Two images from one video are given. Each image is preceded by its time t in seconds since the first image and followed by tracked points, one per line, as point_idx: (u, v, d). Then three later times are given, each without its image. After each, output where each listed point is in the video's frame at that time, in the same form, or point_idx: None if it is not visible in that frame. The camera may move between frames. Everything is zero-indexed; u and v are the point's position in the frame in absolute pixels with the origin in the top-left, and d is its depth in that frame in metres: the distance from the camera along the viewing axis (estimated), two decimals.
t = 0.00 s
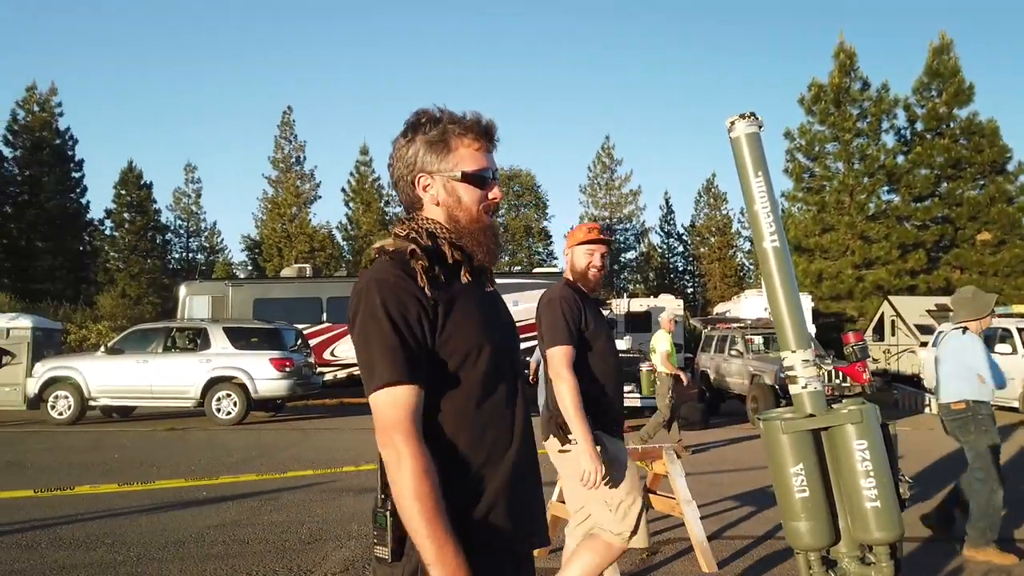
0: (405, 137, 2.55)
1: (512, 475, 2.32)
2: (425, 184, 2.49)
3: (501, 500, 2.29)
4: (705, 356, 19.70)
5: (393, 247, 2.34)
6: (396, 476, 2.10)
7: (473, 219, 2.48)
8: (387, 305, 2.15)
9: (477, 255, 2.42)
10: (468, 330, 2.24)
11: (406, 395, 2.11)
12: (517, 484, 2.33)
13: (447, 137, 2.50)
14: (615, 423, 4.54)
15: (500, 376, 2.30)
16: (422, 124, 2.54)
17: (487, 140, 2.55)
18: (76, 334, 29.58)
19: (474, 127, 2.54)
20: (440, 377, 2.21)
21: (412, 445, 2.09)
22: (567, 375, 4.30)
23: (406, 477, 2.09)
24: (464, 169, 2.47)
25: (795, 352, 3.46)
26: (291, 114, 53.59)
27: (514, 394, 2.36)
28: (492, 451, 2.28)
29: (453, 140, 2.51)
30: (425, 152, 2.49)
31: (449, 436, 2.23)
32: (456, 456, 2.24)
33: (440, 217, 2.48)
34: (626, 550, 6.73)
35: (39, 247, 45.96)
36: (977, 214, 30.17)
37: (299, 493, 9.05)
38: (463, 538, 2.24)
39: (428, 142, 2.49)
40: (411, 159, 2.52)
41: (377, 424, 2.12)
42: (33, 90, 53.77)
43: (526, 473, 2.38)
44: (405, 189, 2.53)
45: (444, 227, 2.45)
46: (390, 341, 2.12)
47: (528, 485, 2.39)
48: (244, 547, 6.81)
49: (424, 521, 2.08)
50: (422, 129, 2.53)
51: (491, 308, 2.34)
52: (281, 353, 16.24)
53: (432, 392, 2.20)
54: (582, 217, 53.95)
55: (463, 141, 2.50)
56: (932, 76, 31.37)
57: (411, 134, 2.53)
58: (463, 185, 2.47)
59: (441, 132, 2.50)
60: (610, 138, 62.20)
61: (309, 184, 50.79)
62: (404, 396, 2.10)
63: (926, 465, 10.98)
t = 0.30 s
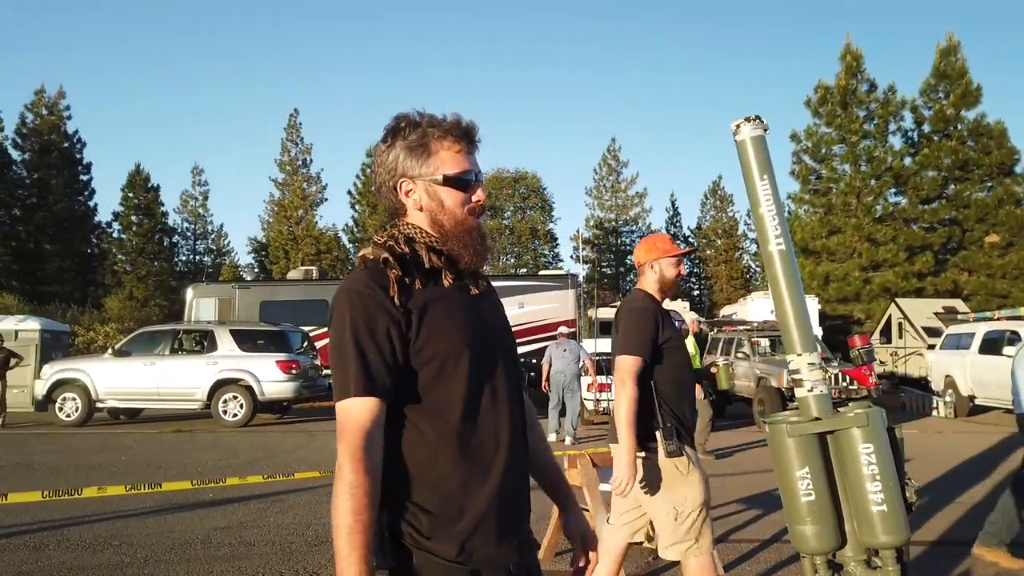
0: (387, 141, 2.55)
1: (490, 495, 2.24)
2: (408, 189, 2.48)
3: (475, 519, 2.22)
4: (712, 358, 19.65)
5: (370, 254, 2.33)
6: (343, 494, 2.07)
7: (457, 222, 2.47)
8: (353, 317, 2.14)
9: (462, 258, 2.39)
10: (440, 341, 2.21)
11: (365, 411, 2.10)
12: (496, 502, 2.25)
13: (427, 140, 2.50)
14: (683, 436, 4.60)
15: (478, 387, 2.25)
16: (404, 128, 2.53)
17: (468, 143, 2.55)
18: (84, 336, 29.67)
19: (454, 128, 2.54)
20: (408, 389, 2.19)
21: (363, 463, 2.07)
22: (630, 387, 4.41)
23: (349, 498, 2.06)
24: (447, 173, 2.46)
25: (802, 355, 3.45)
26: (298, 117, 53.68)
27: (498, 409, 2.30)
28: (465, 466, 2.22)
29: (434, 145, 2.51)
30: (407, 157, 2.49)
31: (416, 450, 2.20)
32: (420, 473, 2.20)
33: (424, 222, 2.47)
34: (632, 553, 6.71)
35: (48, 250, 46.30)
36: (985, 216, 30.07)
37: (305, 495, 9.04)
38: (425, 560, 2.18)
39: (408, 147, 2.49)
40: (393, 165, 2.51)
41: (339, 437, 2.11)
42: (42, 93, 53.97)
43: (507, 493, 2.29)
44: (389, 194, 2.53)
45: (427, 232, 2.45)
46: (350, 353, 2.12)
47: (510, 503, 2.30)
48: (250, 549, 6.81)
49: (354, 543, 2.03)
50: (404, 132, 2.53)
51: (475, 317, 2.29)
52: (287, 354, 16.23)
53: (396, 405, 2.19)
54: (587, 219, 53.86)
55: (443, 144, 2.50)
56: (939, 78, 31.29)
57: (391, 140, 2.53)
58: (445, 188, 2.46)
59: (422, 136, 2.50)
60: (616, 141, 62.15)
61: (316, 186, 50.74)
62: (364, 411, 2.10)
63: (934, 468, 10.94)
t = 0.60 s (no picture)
0: (379, 147, 2.55)
1: (482, 499, 2.21)
2: (400, 196, 2.49)
3: (468, 522, 2.19)
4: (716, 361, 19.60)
5: (363, 261, 2.34)
6: (336, 498, 2.09)
7: (449, 227, 2.46)
8: (344, 325, 2.16)
9: (457, 261, 2.38)
10: (432, 344, 2.21)
11: (358, 416, 2.12)
12: (487, 507, 2.22)
13: (418, 145, 2.50)
14: (768, 437, 4.77)
15: (469, 391, 2.23)
16: (394, 134, 2.53)
17: (459, 146, 2.55)
18: (90, 338, 29.73)
19: (444, 133, 2.54)
20: (400, 393, 2.19)
21: (354, 467, 2.09)
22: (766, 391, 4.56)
23: (342, 500, 2.07)
24: (441, 178, 2.46)
25: (808, 359, 3.40)
26: (303, 120, 53.74)
27: (494, 412, 2.27)
28: (456, 470, 2.20)
29: (426, 149, 2.51)
30: (398, 164, 2.50)
31: (407, 454, 2.19)
32: (412, 477, 2.19)
33: (418, 228, 2.47)
34: (636, 557, 6.70)
35: (54, 252, 46.50)
36: (991, 218, 30.00)
37: (311, 497, 9.05)
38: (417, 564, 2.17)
39: (399, 153, 2.50)
40: (386, 171, 2.52)
41: (333, 441, 2.13)
42: (49, 96, 54.13)
43: (500, 497, 2.25)
44: (384, 199, 2.53)
45: (420, 237, 2.44)
46: (340, 358, 2.13)
47: (506, 508, 2.27)
48: (255, 551, 6.81)
49: (353, 546, 2.05)
50: (397, 137, 2.53)
51: (466, 319, 2.28)
52: (292, 357, 16.26)
53: (387, 410, 2.19)
54: (592, 221, 53.81)
55: (434, 148, 2.50)
56: (945, 80, 31.23)
57: (382, 145, 2.53)
58: (437, 193, 2.46)
59: (414, 141, 2.50)
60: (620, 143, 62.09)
61: (322, 188, 50.63)
62: (356, 416, 2.12)
63: (940, 472, 10.89)
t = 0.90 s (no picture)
0: (381, 149, 2.55)
1: (479, 503, 2.20)
2: (402, 198, 2.49)
3: (465, 527, 2.18)
4: (720, 363, 19.55)
5: (367, 261, 2.34)
6: (338, 494, 2.08)
7: (453, 227, 2.47)
8: (347, 320, 2.16)
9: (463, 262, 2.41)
10: (433, 344, 2.21)
11: (362, 411, 2.11)
12: (483, 510, 2.21)
13: (418, 146, 2.50)
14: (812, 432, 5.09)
15: (470, 394, 2.22)
16: (395, 138, 2.53)
17: (461, 147, 2.56)
18: (93, 340, 29.77)
19: (446, 134, 2.53)
20: (403, 391, 2.18)
21: (357, 461, 2.08)
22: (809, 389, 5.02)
23: (347, 493, 2.06)
24: (441, 182, 2.46)
25: (813, 361, 3.34)
26: (306, 122, 53.77)
27: (493, 417, 2.27)
28: (457, 472, 2.19)
29: (427, 151, 2.51)
30: (400, 166, 2.50)
31: (408, 454, 2.18)
32: (413, 476, 2.18)
33: (421, 230, 2.47)
34: (640, 559, 6.69)
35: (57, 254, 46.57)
36: (995, 220, 29.97)
37: (314, 499, 9.04)
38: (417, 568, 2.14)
39: (399, 156, 2.49)
40: (387, 174, 2.52)
41: (337, 437, 2.13)
42: (53, 98, 54.20)
43: (498, 502, 2.25)
44: (387, 204, 2.53)
45: (424, 238, 2.45)
46: (343, 352, 2.13)
47: (502, 514, 2.26)
48: (256, 553, 6.80)
49: (359, 546, 2.02)
50: (399, 139, 2.53)
51: (467, 322, 2.27)
52: (295, 358, 16.27)
53: (389, 409, 2.18)
54: (595, 223, 53.78)
55: (434, 151, 2.50)
56: (949, 82, 31.21)
57: (383, 149, 2.53)
58: (438, 194, 2.47)
59: (414, 144, 2.50)
60: (622, 145, 62.16)
61: (324, 191, 50.20)
62: (361, 412, 2.11)
63: (943, 475, 10.85)
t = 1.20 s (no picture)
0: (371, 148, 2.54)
1: (490, 504, 2.19)
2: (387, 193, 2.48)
3: (478, 527, 2.16)
4: (721, 364, 19.55)
5: (363, 260, 2.34)
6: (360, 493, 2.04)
7: (420, 223, 2.41)
8: (357, 316, 2.14)
9: (431, 259, 2.33)
10: (439, 341, 2.19)
11: (376, 406, 2.07)
12: (492, 512, 2.20)
13: (404, 139, 2.49)
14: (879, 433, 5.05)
15: (477, 394, 2.21)
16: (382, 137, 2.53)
17: (446, 140, 2.53)
18: (94, 341, 29.76)
19: (425, 130, 2.53)
20: (415, 390, 2.15)
21: (377, 459, 2.04)
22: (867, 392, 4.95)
23: (372, 490, 2.02)
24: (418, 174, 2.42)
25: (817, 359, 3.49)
26: (307, 123, 53.71)
27: (500, 417, 2.26)
28: (471, 474, 2.18)
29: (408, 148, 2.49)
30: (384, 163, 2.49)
31: (420, 453, 2.16)
32: (426, 476, 2.15)
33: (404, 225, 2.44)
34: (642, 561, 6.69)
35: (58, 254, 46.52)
36: (997, 222, 29.91)
37: (315, 500, 9.04)
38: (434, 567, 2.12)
39: (384, 150, 2.50)
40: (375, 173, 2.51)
41: (349, 435, 2.08)
42: (54, 99, 54.16)
43: (505, 504, 2.24)
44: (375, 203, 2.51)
45: (402, 234, 2.43)
46: (356, 347, 2.10)
47: (509, 516, 2.26)
48: (256, 554, 6.80)
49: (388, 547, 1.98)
50: (390, 137, 2.54)
51: (469, 321, 2.26)
52: (296, 359, 16.27)
53: (402, 407, 2.15)
54: (597, 224, 53.72)
55: (416, 143, 2.48)
56: (950, 83, 31.18)
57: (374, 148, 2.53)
58: (415, 186, 2.42)
59: (399, 142, 2.50)
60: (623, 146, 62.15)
61: (325, 191, 50.26)
62: (377, 408, 2.06)
63: (946, 476, 10.86)
